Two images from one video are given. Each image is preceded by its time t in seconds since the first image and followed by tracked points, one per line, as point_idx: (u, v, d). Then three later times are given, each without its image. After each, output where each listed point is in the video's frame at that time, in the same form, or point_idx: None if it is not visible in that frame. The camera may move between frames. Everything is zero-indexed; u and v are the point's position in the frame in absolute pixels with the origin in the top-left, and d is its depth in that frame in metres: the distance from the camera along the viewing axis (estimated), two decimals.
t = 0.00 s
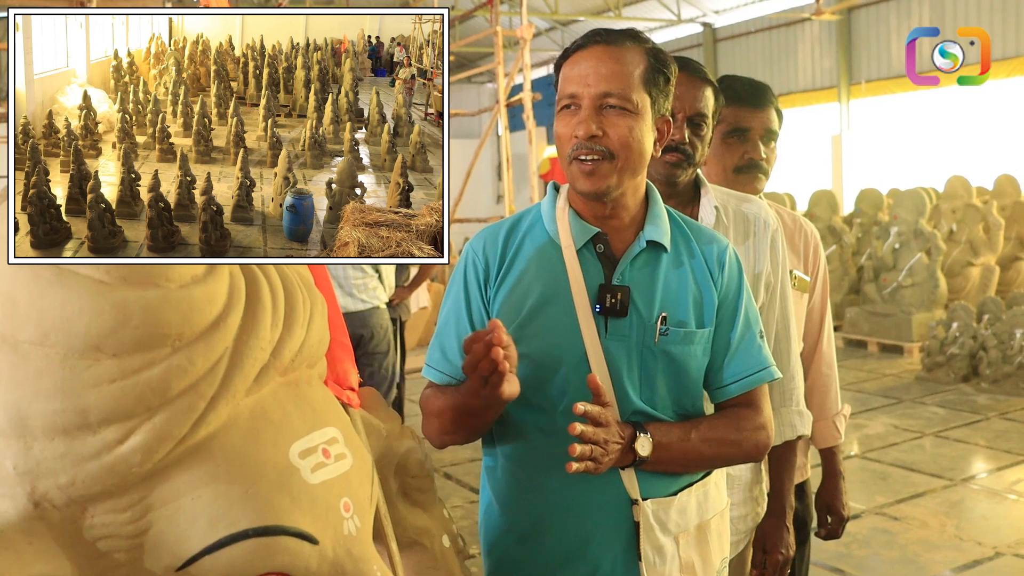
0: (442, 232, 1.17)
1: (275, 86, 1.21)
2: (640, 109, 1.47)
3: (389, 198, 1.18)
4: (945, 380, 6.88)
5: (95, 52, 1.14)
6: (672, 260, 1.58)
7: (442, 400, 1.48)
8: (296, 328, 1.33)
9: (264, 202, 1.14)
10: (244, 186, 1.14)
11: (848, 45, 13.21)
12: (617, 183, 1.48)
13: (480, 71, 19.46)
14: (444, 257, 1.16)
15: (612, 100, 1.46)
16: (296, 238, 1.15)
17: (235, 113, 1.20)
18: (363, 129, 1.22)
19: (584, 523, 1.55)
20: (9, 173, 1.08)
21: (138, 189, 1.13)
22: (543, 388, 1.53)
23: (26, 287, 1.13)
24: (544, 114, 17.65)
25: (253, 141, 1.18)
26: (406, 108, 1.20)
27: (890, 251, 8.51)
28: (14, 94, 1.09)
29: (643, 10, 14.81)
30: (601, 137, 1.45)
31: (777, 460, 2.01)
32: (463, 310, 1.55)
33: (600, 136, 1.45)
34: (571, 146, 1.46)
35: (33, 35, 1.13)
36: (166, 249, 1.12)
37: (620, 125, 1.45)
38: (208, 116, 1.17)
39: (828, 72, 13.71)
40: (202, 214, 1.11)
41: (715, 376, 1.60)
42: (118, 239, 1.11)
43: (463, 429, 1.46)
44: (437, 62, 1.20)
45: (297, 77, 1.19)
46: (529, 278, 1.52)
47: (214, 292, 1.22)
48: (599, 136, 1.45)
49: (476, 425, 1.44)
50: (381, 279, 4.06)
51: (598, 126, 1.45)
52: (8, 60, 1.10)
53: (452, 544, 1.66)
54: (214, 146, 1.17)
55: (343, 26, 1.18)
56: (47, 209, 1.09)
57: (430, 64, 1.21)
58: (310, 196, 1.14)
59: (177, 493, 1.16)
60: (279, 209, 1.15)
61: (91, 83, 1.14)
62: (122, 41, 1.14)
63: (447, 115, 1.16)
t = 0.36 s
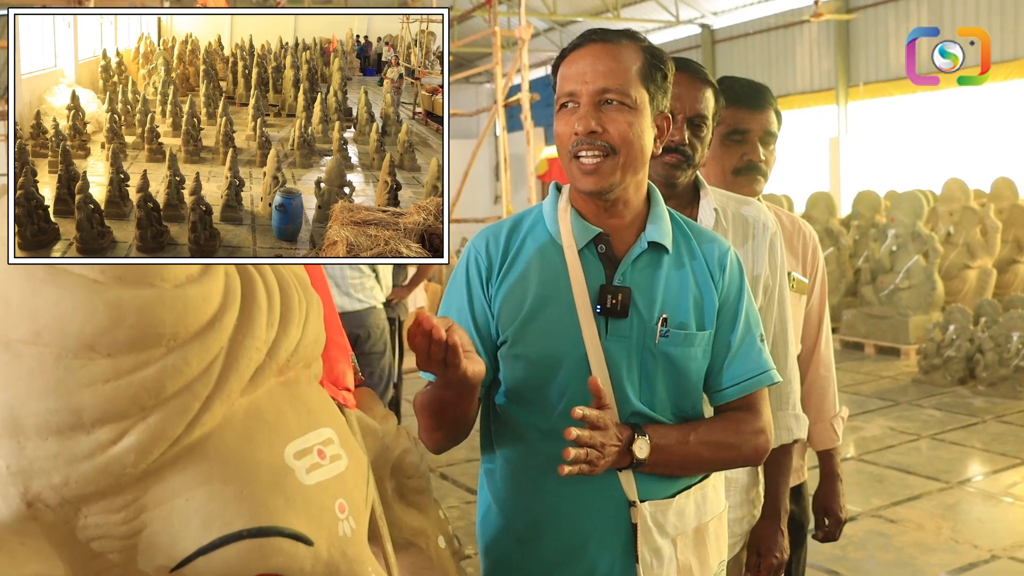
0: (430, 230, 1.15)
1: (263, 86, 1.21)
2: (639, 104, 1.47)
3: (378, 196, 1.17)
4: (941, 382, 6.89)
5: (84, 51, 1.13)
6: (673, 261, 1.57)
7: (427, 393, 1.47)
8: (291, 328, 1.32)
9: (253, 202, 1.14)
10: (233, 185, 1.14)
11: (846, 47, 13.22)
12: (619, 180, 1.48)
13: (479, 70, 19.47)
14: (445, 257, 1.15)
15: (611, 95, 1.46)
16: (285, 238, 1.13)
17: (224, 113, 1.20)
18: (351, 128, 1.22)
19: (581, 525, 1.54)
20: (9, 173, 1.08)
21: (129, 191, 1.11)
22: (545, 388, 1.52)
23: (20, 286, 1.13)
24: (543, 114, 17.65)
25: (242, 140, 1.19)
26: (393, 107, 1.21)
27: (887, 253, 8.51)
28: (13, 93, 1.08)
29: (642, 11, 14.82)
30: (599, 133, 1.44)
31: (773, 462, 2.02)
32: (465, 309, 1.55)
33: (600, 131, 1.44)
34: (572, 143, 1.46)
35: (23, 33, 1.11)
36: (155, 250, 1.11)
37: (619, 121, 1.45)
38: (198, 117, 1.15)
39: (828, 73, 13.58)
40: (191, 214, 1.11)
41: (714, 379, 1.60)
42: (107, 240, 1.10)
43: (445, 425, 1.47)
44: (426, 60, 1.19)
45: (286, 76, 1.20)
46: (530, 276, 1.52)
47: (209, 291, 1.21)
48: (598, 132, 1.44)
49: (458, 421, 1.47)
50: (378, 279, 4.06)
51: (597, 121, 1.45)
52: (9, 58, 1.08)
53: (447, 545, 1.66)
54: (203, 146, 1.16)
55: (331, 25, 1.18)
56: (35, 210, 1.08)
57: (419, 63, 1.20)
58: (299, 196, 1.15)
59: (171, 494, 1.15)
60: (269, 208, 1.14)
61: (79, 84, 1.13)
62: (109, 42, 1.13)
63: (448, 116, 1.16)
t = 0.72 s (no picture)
0: (417, 226, 1.16)
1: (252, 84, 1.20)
2: (630, 103, 1.46)
3: (366, 194, 1.17)
4: (940, 383, 6.90)
5: (72, 49, 1.13)
6: (669, 260, 1.57)
7: (446, 410, 1.51)
8: (290, 327, 1.32)
9: (241, 200, 1.15)
10: (222, 183, 1.14)
11: (846, 48, 13.23)
12: (608, 177, 1.48)
13: (478, 69, 19.48)
14: (445, 256, 1.17)
15: (602, 93, 1.46)
16: (273, 235, 1.15)
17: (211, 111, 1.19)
18: (339, 125, 1.21)
19: (579, 525, 1.54)
20: (9, 171, 1.07)
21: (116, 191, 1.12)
22: (540, 387, 1.53)
23: (18, 284, 1.13)
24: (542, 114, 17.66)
25: (230, 138, 1.18)
26: (381, 105, 1.20)
27: (886, 254, 8.51)
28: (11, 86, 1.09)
29: (641, 11, 14.83)
30: (590, 130, 1.45)
31: (772, 463, 2.02)
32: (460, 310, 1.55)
33: (588, 128, 1.45)
34: (561, 139, 1.47)
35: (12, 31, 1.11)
36: (144, 248, 1.11)
37: (609, 118, 1.45)
38: (185, 114, 1.15)
39: (826, 74, 13.68)
40: (179, 212, 1.12)
41: (711, 379, 1.60)
42: (95, 239, 1.10)
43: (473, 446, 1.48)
44: (413, 58, 1.20)
45: (274, 74, 1.21)
46: (525, 277, 1.52)
47: (207, 290, 1.21)
48: (587, 129, 1.45)
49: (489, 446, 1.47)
50: (377, 279, 4.06)
51: (586, 119, 1.45)
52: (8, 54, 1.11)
53: (445, 544, 1.66)
54: (192, 144, 1.16)
55: (319, 22, 1.19)
56: (23, 210, 1.09)
57: (406, 61, 1.21)
58: (288, 193, 1.15)
59: (169, 493, 1.15)
60: (257, 206, 1.15)
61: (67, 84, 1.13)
62: (97, 39, 1.14)
63: (446, 113, 1.18)
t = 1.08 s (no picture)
0: (407, 221, 1.18)
1: (243, 82, 1.20)
2: (629, 104, 1.47)
3: (356, 190, 1.18)
4: (939, 382, 6.91)
5: (62, 47, 1.14)
6: (666, 260, 1.58)
7: (450, 409, 1.51)
8: (290, 324, 1.33)
9: (232, 196, 1.14)
10: (212, 180, 1.14)
11: (846, 47, 13.23)
12: (605, 177, 1.48)
13: (478, 68, 19.49)
14: (445, 256, 1.18)
15: (601, 93, 1.46)
16: (264, 231, 1.15)
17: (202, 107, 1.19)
18: (330, 121, 1.20)
19: (577, 523, 1.55)
20: (8, 168, 1.10)
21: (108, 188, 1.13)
22: (537, 386, 1.53)
23: (19, 282, 1.13)
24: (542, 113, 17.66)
25: (221, 136, 1.17)
26: (372, 100, 1.21)
27: (886, 253, 8.51)
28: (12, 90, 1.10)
29: (642, 10, 14.83)
30: (588, 130, 1.45)
31: (772, 462, 2.02)
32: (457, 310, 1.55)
33: (587, 128, 1.45)
34: (560, 138, 1.47)
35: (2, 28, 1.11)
36: (136, 246, 1.12)
37: (608, 118, 1.45)
38: (177, 111, 1.18)
39: (825, 73, 13.68)
40: (171, 210, 1.14)
41: (708, 378, 1.60)
42: (85, 237, 1.11)
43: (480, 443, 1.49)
44: (403, 54, 1.21)
45: (265, 71, 1.19)
46: (522, 276, 1.52)
47: (207, 289, 1.21)
48: (586, 129, 1.45)
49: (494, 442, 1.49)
50: (377, 277, 4.06)
51: (584, 119, 1.45)
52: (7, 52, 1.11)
53: (444, 542, 1.66)
54: (182, 141, 1.17)
55: (309, 20, 1.19)
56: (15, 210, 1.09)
57: (395, 57, 1.22)
58: (278, 189, 1.14)
59: (169, 490, 1.15)
60: (247, 203, 1.14)
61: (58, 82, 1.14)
62: (88, 37, 1.15)
63: (447, 112, 1.18)
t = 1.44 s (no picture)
0: (394, 219, 1.19)
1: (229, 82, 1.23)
2: (627, 104, 1.47)
3: (344, 188, 1.20)
4: (940, 382, 6.90)
5: (48, 47, 1.15)
6: (665, 258, 1.58)
7: (445, 406, 1.51)
8: (291, 323, 1.33)
9: (220, 196, 1.15)
10: (200, 180, 1.15)
11: (847, 46, 13.22)
12: (604, 177, 1.48)
13: (480, 67, 19.48)
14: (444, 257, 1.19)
15: (600, 94, 1.46)
16: (252, 231, 1.15)
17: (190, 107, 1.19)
18: (317, 121, 1.20)
19: (579, 521, 1.55)
20: (9, 165, 1.09)
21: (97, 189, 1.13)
22: (537, 384, 1.53)
23: (22, 280, 1.13)
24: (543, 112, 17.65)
25: (209, 135, 1.18)
26: (359, 100, 1.23)
27: (887, 253, 8.50)
28: (13, 89, 1.09)
29: (643, 9, 14.82)
30: (586, 131, 1.45)
31: (772, 462, 2.02)
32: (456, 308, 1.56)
33: (585, 129, 1.45)
34: (559, 140, 1.47)
35: None
36: (124, 247, 1.13)
37: (606, 120, 1.45)
38: (164, 111, 1.18)
39: (827, 73, 13.67)
40: (158, 210, 1.14)
41: (708, 374, 1.60)
42: (73, 238, 1.11)
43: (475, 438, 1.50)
44: (390, 54, 1.23)
45: (252, 71, 1.21)
46: (522, 276, 1.52)
47: (209, 288, 1.22)
48: (584, 130, 1.45)
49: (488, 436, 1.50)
50: (378, 277, 4.06)
51: (583, 120, 1.45)
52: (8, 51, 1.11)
53: (446, 541, 1.66)
54: (170, 141, 1.18)
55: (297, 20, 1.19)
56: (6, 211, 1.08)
57: (382, 57, 1.23)
58: (266, 188, 1.14)
59: (171, 489, 1.16)
60: (236, 202, 1.15)
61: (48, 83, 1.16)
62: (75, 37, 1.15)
63: (447, 111, 1.19)
